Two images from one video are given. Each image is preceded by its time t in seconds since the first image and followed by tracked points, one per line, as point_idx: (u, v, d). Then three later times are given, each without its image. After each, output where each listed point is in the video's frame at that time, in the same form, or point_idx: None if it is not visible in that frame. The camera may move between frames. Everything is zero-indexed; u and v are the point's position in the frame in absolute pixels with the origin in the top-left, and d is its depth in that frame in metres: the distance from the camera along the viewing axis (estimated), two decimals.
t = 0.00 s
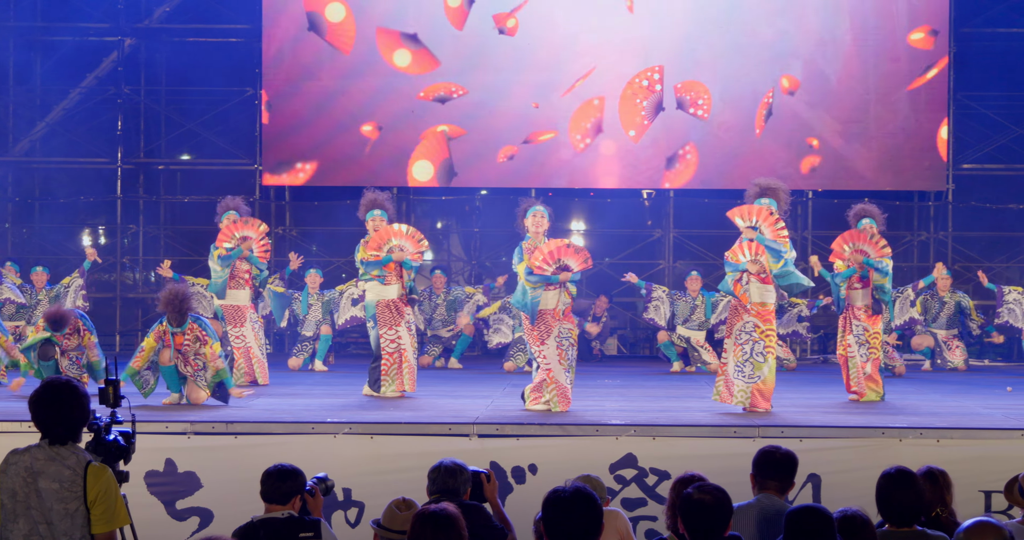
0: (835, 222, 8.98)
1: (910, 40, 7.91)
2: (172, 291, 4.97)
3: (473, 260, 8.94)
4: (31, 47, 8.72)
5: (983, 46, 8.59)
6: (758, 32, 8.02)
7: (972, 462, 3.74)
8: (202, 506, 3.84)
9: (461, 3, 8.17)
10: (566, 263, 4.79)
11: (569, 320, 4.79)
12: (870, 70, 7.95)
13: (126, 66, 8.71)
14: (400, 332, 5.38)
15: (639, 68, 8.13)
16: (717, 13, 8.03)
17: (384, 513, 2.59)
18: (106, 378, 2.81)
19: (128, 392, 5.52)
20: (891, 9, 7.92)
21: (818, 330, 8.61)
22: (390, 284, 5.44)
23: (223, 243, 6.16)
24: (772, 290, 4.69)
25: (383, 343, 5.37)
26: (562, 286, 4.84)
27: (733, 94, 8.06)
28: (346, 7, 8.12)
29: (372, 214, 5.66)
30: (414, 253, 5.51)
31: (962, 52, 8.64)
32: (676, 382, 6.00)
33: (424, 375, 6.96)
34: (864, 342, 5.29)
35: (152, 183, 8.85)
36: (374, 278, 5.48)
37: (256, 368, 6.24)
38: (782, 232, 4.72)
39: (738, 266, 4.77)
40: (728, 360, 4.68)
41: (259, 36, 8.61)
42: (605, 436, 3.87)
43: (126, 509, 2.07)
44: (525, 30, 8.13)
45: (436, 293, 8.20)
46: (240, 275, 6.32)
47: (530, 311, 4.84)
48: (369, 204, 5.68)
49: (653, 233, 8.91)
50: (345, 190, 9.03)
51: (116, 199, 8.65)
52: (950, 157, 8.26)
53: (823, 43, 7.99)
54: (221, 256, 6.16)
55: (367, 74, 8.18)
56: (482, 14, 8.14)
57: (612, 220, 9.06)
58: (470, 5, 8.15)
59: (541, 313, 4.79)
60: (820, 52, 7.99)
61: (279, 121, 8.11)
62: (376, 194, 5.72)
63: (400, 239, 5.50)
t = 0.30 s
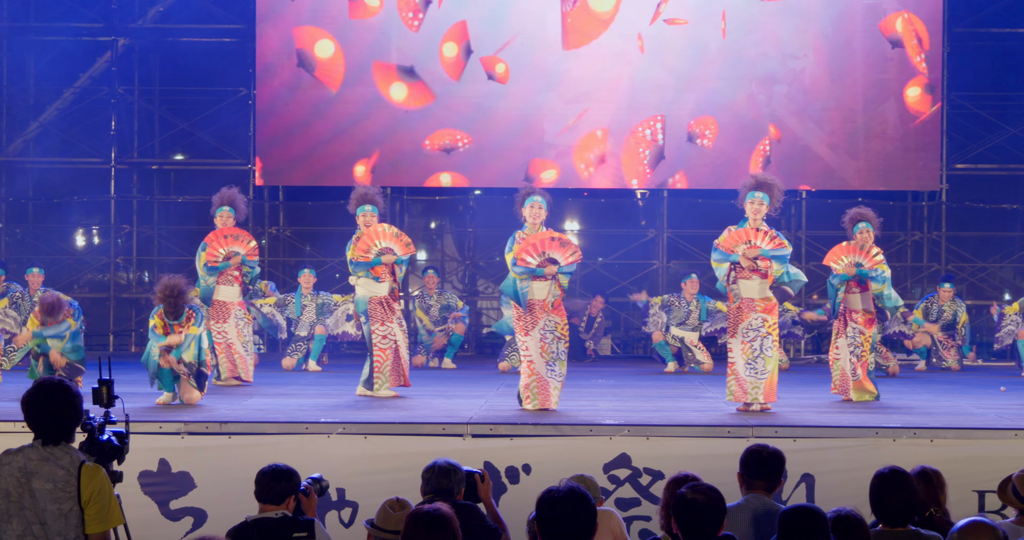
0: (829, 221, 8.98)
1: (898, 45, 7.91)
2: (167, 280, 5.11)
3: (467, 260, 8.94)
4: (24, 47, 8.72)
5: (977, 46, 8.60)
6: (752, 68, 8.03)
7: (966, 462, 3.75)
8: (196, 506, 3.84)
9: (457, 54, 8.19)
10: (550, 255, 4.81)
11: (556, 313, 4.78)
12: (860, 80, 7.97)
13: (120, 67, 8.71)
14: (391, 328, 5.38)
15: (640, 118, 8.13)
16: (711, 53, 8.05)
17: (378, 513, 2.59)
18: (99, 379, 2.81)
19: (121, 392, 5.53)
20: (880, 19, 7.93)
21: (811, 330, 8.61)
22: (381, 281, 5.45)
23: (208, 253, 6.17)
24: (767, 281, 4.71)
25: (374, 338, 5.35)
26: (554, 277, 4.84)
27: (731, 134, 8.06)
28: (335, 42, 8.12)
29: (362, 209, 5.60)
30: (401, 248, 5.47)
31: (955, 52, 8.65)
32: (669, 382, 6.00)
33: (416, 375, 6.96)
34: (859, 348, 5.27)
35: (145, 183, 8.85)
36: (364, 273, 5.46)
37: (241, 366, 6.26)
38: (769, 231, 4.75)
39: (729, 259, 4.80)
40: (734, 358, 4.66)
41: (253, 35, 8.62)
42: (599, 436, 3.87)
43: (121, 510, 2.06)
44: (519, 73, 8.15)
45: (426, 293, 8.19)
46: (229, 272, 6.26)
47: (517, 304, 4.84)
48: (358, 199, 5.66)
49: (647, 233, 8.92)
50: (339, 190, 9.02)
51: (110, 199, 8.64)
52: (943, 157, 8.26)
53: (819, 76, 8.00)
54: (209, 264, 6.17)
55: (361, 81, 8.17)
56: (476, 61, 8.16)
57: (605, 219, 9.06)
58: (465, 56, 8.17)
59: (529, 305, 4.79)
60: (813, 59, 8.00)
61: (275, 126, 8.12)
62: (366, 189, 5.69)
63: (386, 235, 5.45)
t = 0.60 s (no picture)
0: (823, 222, 8.98)
1: (882, 50, 7.97)
2: (163, 265, 5.06)
3: (461, 260, 8.93)
4: (18, 47, 8.72)
5: (970, 46, 8.63)
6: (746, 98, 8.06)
7: (960, 462, 3.75)
8: (190, 506, 3.84)
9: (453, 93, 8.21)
10: (536, 247, 4.82)
11: (535, 312, 4.78)
12: (843, 85, 8.00)
13: (114, 67, 8.71)
14: (364, 326, 5.37)
15: (638, 157, 8.13)
16: (703, 92, 8.09)
17: (372, 513, 2.58)
18: (95, 379, 2.87)
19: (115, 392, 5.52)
20: (865, 35, 7.98)
21: (805, 330, 8.61)
22: (365, 276, 5.43)
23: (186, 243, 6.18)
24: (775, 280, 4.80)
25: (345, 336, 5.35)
26: (540, 276, 4.83)
27: (728, 173, 8.05)
28: (325, 79, 8.14)
29: (357, 203, 5.55)
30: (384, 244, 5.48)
31: (950, 51, 8.66)
32: (663, 382, 6.00)
33: (410, 375, 6.95)
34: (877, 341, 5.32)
35: (140, 183, 8.84)
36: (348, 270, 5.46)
37: (216, 369, 6.28)
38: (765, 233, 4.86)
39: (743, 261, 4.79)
40: (770, 361, 4.63)
41: (247, 35, 8.63)
42: (594, 436, 3.87)
43: (114, 510, 2.07)
44: (514, 109, 8.19)
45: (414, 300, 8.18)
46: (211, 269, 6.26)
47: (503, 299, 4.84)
48: (352, 192, 5.60)
49: (641, 233, 8.92)
50: (333, 190, 9.02)
51: (104, 199, 8.64)
52: (937, 157, 8.27)
53: (813, 111, 8.01)
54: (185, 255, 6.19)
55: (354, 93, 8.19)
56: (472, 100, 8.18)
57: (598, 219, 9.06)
58: (461, 106, 8.18)
59: (511, 303, 4.80)
60: (805, 83, 8.04)
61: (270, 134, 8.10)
62: (358, 182, 5.62)
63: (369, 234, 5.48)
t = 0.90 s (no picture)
0: (817, 221, 8.98)
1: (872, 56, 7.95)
2: (163, 256, 5.27)
3: (454, 260, 8.94)
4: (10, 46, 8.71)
5: (965, 46, 8.62)
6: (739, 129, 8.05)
7: (953, 462, 3.76)
8: (183, 506, 3.84)
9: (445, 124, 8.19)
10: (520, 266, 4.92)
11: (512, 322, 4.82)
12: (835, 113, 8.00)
13: (107, 66, 8.71)
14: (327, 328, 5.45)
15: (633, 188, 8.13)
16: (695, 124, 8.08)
17: (365, 513, 2.58)
18: (86, 379, 2.91)
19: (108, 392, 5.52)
20: (852, 61, 7.99)
21: (798, 330, 8.60)
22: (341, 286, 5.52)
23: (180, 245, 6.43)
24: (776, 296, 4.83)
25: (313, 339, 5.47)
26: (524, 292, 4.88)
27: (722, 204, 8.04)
28: (311, 110, 8.11)
29: (350, 215, 5.62)
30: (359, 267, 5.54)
31: (943, 51, 8.67)
32: (656, 382, 6.00)
33: (401, 375, 6.96)
34: (891, 343, 5.35)
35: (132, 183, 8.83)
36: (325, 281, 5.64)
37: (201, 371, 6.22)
38: (757, 249, 4.94)
39: (745, 277, 4.86)
40: (790, 362, 4.59)
41: (240, 35, 8.61)
42: (586, 435, 3.88)
43: (106, 509, 2.07)
44: (508, 140, 8.17)
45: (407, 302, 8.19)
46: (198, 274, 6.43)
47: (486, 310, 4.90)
48: (346, 204, 5.67)
49: (634, 233, 8.92)
50: (326, 190, 9.01)
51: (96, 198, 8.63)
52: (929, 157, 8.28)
53: (806, 145, 8.01)
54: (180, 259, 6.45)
55: (344, 95, 8.15)
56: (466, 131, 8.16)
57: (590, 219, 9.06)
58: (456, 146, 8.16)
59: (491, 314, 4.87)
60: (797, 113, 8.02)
61: (263, 135, 8.08)
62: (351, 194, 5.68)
63: (350, 253, 5.59)
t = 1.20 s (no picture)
0: (806, 221, 9.00)
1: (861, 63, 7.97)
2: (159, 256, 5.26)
3: (445, 259, 8.96)
4: None
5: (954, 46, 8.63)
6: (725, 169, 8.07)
7: (942, 463, 3.77)
8: (173, 506, 3.83)
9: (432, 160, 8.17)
10: (507, 270, 4.88)
11: (499, 326, 4.84)
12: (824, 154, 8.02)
13: (96, 66, 8.70)
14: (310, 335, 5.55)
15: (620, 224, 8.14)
16: (684, 163, 8.09)
17: (355, 513, 2.58)
18: (77, 379, 2.92)
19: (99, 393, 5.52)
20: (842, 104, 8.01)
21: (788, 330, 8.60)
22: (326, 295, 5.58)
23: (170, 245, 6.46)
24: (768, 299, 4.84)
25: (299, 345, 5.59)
26: (511, 296, 4.90)
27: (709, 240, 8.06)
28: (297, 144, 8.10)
29: (337, 225, 5.59)
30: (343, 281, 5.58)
31: (932, 52, 8.69)
32: (646, 382, 6.01)
33: (391, 375, 6.96)
34: (890, 349, 5.36)
35: (122, 183, 8.82)
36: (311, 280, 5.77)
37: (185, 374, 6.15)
38: (750, 252, 4.96)
39: (736, 280, 4.87)
40: (774, 366, 4.59)
41: (229, 35, 8.61)
42: (577, 435, 3.89)
43: (96, 510, 2.07)
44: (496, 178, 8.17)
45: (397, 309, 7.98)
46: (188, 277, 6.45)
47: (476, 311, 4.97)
48: (336, 213, 5.63)
49: (623, 233, 8.92)
50: (317, 190, 9.01)
51: (86, 198, 8.62)
52: (919, 157, 8.30)
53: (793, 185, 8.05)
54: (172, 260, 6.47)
55: (335, 97, 8.14)
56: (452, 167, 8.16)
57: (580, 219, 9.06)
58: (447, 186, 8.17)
59: (479, 318, 4.93)
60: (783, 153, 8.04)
61: (256, 137, 8.07)
62: (342, 203, 5.65)
63: (338, 262, 5.63)
